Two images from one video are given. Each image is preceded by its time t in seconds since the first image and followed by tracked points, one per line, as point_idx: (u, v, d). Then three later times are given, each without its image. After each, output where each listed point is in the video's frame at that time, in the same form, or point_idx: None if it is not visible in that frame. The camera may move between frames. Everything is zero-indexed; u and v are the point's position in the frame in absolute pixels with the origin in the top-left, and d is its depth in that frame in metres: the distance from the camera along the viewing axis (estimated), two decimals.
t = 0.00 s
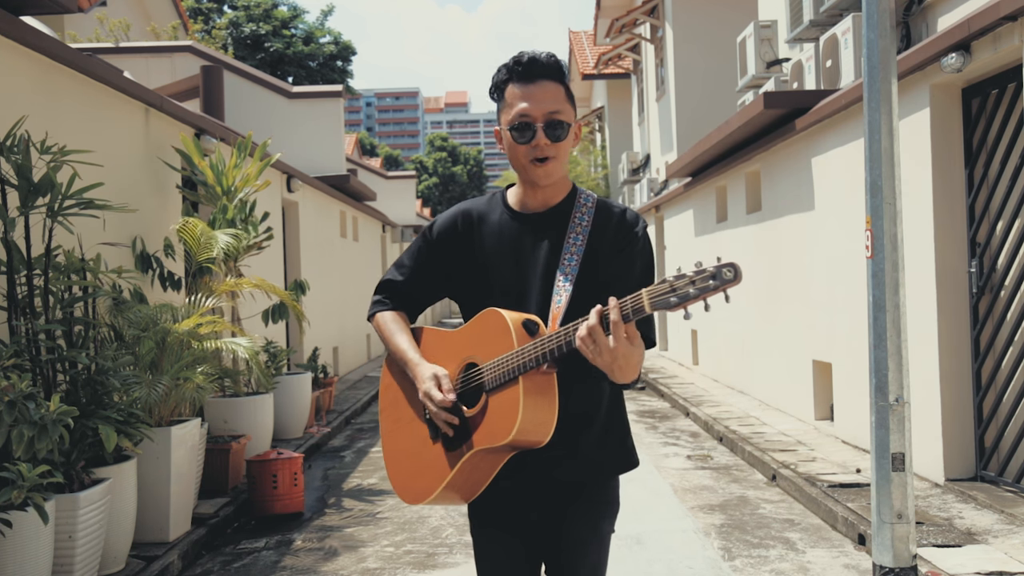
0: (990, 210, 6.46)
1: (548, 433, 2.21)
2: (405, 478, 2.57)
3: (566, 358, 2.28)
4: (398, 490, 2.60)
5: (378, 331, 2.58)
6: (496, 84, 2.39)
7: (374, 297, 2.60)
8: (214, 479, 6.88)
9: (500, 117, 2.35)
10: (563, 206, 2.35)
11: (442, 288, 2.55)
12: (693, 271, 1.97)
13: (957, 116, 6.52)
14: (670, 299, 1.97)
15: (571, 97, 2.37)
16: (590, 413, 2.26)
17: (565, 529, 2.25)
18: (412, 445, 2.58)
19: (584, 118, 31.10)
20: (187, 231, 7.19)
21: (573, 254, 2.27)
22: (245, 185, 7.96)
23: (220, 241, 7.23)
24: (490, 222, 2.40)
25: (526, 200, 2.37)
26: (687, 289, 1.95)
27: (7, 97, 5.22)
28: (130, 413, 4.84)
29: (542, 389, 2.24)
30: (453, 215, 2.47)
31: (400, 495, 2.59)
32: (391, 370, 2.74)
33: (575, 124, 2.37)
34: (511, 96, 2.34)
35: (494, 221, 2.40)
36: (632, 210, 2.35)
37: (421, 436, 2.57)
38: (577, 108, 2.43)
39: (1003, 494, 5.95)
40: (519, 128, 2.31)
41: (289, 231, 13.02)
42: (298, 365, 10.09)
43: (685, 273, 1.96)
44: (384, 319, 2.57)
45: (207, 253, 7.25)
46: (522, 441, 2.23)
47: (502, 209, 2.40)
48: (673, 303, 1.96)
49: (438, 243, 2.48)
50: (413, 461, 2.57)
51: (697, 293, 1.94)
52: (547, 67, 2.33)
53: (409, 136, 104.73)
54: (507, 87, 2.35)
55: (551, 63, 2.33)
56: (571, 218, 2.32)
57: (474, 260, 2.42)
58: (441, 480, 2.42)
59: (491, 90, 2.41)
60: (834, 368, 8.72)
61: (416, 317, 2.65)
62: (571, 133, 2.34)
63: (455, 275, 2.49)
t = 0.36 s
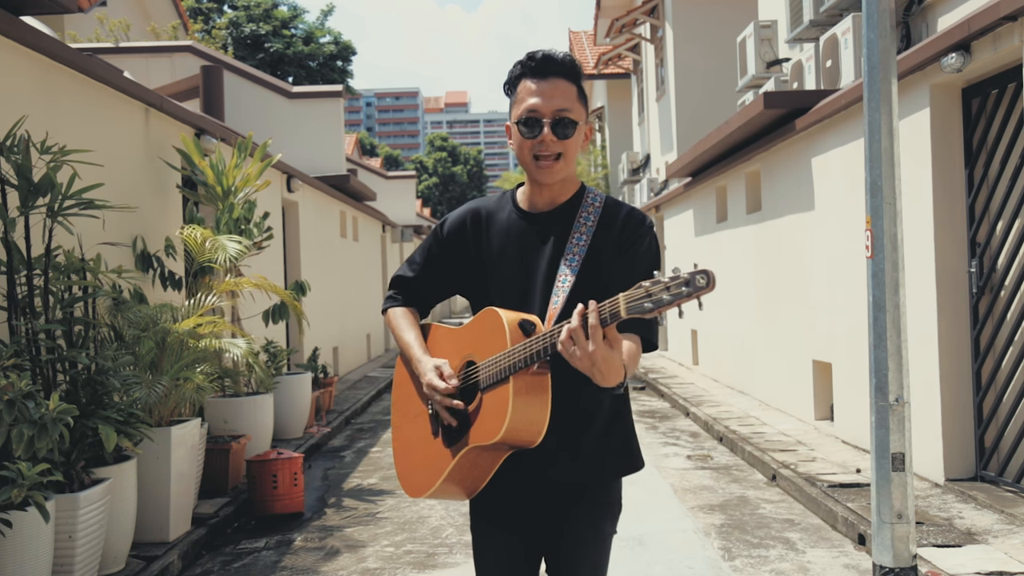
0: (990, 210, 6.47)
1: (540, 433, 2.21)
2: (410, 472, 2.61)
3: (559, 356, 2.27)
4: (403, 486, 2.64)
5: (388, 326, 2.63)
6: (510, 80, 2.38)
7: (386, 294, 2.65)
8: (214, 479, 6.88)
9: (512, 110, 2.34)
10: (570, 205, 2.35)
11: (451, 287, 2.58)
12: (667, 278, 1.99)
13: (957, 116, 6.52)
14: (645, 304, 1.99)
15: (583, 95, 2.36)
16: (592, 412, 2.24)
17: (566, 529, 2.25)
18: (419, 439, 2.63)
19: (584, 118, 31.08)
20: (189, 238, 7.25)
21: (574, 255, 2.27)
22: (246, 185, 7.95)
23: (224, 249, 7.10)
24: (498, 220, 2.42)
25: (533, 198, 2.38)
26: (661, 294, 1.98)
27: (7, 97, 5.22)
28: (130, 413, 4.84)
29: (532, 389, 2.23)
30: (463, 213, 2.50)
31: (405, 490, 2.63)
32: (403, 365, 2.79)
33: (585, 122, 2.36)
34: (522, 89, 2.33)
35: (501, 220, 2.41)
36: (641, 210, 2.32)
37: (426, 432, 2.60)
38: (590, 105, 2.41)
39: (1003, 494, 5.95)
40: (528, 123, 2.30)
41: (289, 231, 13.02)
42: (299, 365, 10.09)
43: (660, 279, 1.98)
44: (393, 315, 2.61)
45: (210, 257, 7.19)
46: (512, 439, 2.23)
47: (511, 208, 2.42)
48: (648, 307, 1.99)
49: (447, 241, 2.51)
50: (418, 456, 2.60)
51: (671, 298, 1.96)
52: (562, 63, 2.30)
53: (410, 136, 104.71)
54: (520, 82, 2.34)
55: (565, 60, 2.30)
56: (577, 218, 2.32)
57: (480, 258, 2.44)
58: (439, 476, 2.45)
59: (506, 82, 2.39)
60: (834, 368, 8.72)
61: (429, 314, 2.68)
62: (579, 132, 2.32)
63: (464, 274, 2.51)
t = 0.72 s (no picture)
0: (990, 210, 6.47)
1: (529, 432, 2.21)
2: (414, 467, 2.64)
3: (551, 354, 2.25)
4: (407, 480, 2.67)
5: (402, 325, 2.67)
6: (508, 91, 2.37)
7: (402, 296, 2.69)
8: (214, 479, 6.88)
9: (509, 125, 2.35)
10: (573, 209, 2.35)
11: (462, 289, 2.60)
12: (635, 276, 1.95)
13: (957, 116, 6.52)
14: (613, 302, 1.93)
15: (582, 100, 2.33)
16: (594, 413, 2.23)
17: (568, 530, 2.25)
18: (424, 435, 2.65)
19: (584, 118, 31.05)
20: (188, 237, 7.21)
21: (574, 257, 2.26)
22: (246, 185, 7.95)
23: (228, 245, 7.14)
24: (505, 224, 2.43)
25: (540, 204, 2.39)
26: (629, 291, 1.93)
27: (7, 98, 5.22)
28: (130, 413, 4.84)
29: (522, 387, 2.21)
30: (473, 217, 2.52)
31: (409, 484, 2.66)
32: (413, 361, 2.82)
33: (585, 128, 2.34)
34: (519, 103, 2.33)
35: (509, 224, 2.43)
36: (647, 212, 2.30)
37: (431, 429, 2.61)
38: (592, 107, 2.38)
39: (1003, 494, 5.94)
40: (524, 138, 2.31)
41: (289, 231, 13.02)
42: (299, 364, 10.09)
43: (628, 277, 1.95)
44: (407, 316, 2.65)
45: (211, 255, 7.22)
46: (501, 437, 2.23)
47: (518, 212, 2.43)
48: (615, 304, 1.92)
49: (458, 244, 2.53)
50: (422, 452, 2.62)
51: (637, 296, 1.91)
52: (556, 73, 2.28)
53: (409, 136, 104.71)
54: (517, 94, 2.33)
55: (559, 69, 2.28)
56: (580, 220, 2.32)
57: (488, 262, 2.46)
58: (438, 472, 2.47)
59: (504, 94, 2.39)
60: (834, 368, 8.71)
61: (443, 315, 2.71)
62: (577, 138, 2.32)
63: (476, 276, 2.54)
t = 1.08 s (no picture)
0: (990, 210, 6.47)
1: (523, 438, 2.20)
2: (421, 467, 2.65)
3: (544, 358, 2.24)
4: (414, 480, 2.68)
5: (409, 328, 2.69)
6: (511, 84, 2.39)
7: (409, 298, 2.71)
8: (214, 480, 6.88)
9: (509, 115, 2.36)
10: (568, 208, 2.34)
11: (465, 289, 2.61)
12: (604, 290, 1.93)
13: (957, 116, 6.52)
14: (585, 317, 1.92)
15: (583, 98, 2.34)
16: (591, 415, 2.22)
17: (570, 533, 2.25)
18: (428, 436, 2.66)
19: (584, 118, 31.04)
20: (190, 232, 7.19)
21: (567, 259, 2.25)
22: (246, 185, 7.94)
23: (230, 238, 7.22)
24: (503, 224, 2.44)
25: (536, 202, 2.38)
26: (600, 305, 1.91)
27: (7, 97, 5.22)
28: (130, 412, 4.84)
29: (513, 394, 2.20)
30: (473, 217, 2.53)
31: (416, 484, 2.68)
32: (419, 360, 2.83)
33: (584, 126, 2.34)
34: (520, 94, 2.34)
35: (506, 223, 2.43)
36: (643, 210, 2.29)
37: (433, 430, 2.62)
38: (593, 108, 2.39)
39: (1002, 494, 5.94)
40: (521, 128, 2.31)
41: (289, 231, 13.02)
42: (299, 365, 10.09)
43: (599, 291, 1.92)
44: (414, 317, 2.67)
45: (210, 253, 7.25)
46: (495, 443, 2.23)
47: (515, 212, 2.43)
48: (587, 319, 1.91)
49: (458, 245, 2.55)
50: (427, 452, 2.63)
51: (609, 311, 1.89)
52: (557, 67, 2.30)
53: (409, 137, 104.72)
54: (519, 86, 2.35)
55: (561, 63, 2.29)
56: (574, 220, 2.31)
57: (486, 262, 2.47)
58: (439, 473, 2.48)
59: (507, 87, 2.41)
60: (834, 368, 8.71)
61: (449, 315, 2.72)
62: (574, 134, 2.31)
63: (476, 277, 2.55)
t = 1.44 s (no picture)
0: (990, 210, 6.47)
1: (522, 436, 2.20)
2: (418, 467, 2.65)
3: (543, 356, 2.24)
4: (410, 480, 2.68)
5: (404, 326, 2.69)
6: (500, 86, 2.40)
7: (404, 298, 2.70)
8: (214, 479, 6.88)
9: (499, 117, 2.37)
10: (564, 205, 2.34)
11: (462, 287, 2.61)
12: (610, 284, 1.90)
13: (957, 116, 6.52)
14: (589, 310, 1.90)
15: (572, 95, 2.34)
16: (590, 414, 2.22)
17: (568, 532, 2.25)
18: (425, 435, 2.66)
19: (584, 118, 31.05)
20: (188, 233, 7.18)
21: (564, 256, 2.24)
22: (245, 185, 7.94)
23: (226, 238, 7.20)
24: (499, 222, 2.44)
25: (530, 201, 2.39)
26: (604, 300, 1.89)
27: (7, 98, 5.22)
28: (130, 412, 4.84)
29: (513, 390, 2.19)
30: (469, 216, 2.53)
31: (412, 485, 2.67)
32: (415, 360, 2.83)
33: (574, 123, 2.34)
34: (508, 96, 2.35)
35: (502, 222, 2.43)
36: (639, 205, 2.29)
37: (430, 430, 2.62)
38: (583, 104, 2.39)
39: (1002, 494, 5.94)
40: (511, 129, 2.32)
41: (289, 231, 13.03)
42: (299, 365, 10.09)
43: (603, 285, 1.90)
44: (408, 316, 2.66)
45: (209, 253, 7.24)
46: (493, 441, 2.23)
47: (511, 210, 2.43)
48: (591, 314, 1.90)
49: (455, 244, 2.55)
50: (424, 451, 2.63)
51: (613, 305, 1.87)
52: (544, 66, 2.30)
53: (409, 136, 104.73)
54: (507, 87, 2.35)
55: (547, 62, 2.29)
56: (571, 216, 2.30)
57: (483, 260, 2.47)
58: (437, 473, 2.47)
59: (496, 89, 2.41)
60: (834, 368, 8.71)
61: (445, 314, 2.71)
62: (564, 133, 2.32)
63: (472, 274, 2.55)
